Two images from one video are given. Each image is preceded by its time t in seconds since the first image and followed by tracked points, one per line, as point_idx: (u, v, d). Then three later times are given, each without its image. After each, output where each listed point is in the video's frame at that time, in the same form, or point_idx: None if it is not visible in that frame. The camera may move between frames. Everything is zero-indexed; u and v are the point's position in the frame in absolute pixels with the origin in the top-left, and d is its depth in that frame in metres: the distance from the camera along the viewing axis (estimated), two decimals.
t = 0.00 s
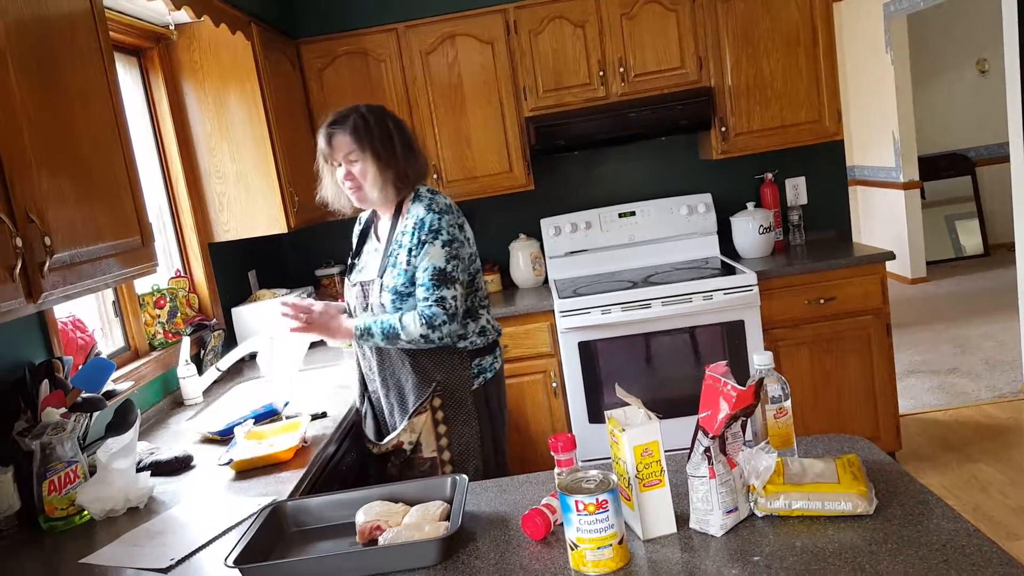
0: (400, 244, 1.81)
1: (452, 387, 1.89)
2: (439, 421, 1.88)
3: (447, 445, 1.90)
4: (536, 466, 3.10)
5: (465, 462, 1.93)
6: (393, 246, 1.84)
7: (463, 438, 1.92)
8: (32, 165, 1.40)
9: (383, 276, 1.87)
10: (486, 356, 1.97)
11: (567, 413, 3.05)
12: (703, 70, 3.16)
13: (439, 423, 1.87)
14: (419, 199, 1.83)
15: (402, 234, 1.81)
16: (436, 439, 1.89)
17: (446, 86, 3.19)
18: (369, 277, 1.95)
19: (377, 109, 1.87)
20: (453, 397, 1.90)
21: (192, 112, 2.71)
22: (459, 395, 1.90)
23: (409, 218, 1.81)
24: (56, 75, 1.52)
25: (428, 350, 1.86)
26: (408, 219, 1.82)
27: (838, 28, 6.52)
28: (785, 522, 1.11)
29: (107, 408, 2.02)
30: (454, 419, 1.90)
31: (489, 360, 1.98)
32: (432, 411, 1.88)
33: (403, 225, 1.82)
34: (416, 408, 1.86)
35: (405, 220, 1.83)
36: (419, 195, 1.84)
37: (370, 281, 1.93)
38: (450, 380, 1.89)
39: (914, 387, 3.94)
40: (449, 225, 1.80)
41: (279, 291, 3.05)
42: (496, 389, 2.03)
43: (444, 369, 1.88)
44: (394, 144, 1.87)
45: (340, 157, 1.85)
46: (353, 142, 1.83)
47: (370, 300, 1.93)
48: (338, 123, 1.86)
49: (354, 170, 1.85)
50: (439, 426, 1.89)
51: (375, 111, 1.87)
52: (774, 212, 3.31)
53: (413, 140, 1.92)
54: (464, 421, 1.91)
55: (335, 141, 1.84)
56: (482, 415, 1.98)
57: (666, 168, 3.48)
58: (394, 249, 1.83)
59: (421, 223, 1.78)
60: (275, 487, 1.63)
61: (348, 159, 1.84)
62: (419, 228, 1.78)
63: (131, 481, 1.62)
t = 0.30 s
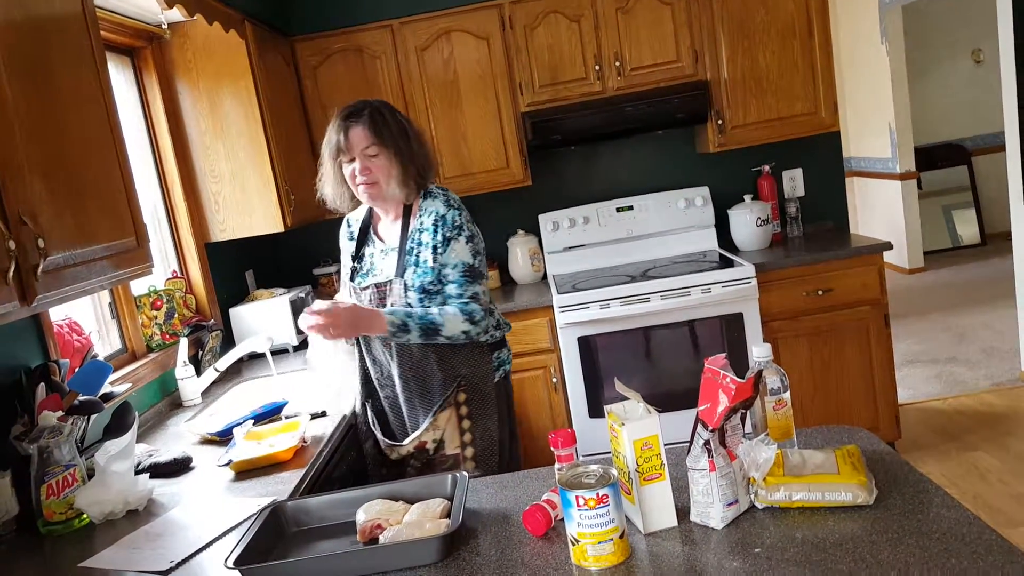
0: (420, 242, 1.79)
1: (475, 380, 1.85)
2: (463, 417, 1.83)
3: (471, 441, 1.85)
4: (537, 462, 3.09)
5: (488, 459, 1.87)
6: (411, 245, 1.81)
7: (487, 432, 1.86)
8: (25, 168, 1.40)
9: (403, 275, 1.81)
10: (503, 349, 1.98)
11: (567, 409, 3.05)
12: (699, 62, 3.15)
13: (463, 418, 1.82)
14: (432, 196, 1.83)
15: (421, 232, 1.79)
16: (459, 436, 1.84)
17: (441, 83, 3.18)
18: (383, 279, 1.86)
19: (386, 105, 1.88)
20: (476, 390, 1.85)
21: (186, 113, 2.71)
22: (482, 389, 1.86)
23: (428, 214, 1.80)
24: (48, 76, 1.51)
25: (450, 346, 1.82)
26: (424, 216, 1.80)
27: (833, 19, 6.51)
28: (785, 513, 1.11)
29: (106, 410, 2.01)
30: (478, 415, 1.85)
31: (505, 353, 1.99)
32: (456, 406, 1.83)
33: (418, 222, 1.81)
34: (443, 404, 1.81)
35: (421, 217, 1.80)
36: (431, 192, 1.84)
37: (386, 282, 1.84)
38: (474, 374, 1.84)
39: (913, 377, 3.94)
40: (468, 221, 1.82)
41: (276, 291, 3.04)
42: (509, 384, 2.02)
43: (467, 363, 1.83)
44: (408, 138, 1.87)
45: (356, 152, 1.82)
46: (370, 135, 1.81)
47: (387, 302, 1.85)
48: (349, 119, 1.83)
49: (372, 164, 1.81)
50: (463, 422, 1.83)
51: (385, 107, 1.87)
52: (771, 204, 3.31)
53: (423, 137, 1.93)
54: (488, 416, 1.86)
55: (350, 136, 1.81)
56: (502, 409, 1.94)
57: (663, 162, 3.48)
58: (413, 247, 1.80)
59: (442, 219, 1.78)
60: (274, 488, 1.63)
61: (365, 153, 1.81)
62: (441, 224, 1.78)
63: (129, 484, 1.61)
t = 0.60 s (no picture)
0: (457, 241, 1.68)
1: (504, 386, 1.77)
2: (491, 423, 1.77)
3: (500, 447, 1.79)
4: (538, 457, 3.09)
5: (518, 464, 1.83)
6: (446, 243, 1.69)
7: (516, 438, 1.81)
8: (37, 150, 1.39)
9: (438, 275, 1.71)
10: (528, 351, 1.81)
11: (569, 404, 3.05)
12: (707, 60, 3.14)
13: (492, 424, 1.76)
14: (468, 192, 1.71)
15: (457, 230, 1.68)
16: (487, 443, 1.78)
17: (450, 75, 3.17)
18: (412, 277, 1.73)
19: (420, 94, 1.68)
20: (505, 395, 1.78)
21: (195, 100, 2.70)
22: (512, 394, 1.79)
23: (466, 211, 1.69)
24: (60, 59, 1.51)
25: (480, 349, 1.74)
26: (460, 212, 1.69)
27: (842, 20, 6.49)
28: (790, 515, 1.11)
29: (111, 393, 2.02)
30: (507, 420, 1.79)
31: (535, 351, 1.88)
32: (484, 412, 1.77)
33: (453, 219, 1.69)
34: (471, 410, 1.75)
35: (456, 213, 1.69)
36: (466, 187, 1.72)
37: (417, 282, 1.72)
38: (503, 378, 1.77)
39: (917, 381, 3.94)
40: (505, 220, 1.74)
41: (281, 280, 3.04)
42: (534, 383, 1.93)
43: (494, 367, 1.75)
44: (446, 131, 1.68)
45: (391, 150, 1.63)
46: (408, 133, 1.63)
47: (417, 303, 1.73)
48: (383, 113, 1.64)
49: (408, 164, 1.64)
50: (491, 428, 1.78)
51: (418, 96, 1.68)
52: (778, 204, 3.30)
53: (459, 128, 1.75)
54: (518, 421, 1.80)
55: (385, 133, 1.63)
56: (529, 413, 1.87)
57: (669, 159, 3.47)
58: (449, 246, 1.69)
59: (482, 218, 1.69)
60: (277, 475, 1.63)
61: (401, 152, 1.63)
62: (481, 223, 1.69)
63: (132, 468, 1.61)
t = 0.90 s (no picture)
0: (517, 249, 1.60)
1: (548, 405, 1.69)
2: (533, 443, 1.69)
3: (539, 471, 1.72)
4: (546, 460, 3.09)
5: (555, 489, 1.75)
6: (504, 251, 1.61)
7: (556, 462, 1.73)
8: (56, 145, 1.41)
9: (492, 284, 1.62)
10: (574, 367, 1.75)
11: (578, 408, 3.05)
12: (723, 66, 3.14)
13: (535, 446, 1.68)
14: (529, 197, 1.63)
15: (517, 237, 1.60)
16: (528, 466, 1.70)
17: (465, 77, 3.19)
18: (462, 284, 1.63)
19: (483, 90, 1.57)
20: (550, 414, 1.69)
21: (210, 99, 2.72)
22: (556, 415, 1.71)
23: (525, 218, 1.61)
24: (81, 55, 1.52)
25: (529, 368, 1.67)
26: (521, 218, 1.61)
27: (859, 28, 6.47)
28: (803, 522, 1.11)
29: (125, 389, 2.03)
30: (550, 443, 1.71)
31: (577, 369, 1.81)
32: (527, 431, 1.68)
33: (512, 225, 1.60)
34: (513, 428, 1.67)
35: (515, 219, 1.60)
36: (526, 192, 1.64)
37: (468, 290, 1.62)
38: (548, 400, 1.69)
39: (929, 391, 3.92)
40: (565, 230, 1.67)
41: (294, 279, 3.05)
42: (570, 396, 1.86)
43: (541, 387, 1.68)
44: (511, 134, 1.58)
45: (453, 153, 1.53)
46: (474, 137, 1.52)
47: (466, 313, 1.63)
48: (446, 111, 1.53)
49: (470, 170, 1.54)
50: (534, 450, 1.69)
51: (482, 93, 1.57)
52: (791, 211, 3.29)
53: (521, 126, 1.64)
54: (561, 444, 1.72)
55: (448, 135, 1.52)
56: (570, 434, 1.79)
57: (683, 165, 3.47)
58: (506, 254, 1.61)
59: (543, 226, 1.61)
60: (289, 473, 1.64)
61: (464, 157, 1.53)
62: (542, 232, 1.61)
63: (145, 463, 1.63)
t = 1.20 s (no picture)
0: (553, 249, 1.61)
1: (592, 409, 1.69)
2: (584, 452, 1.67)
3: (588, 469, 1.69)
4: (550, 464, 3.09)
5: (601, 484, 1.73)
6: (541, 252, 1.61)
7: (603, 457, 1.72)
8: (68, 145, 1.42)
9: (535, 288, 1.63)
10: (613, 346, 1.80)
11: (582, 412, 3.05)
12: (730, 71, 3.14)
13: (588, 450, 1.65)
14: (554, 192, 1.61)
15: (552, 237, 1.60)
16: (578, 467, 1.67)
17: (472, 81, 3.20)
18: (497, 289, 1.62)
19: (506, 88, 1.52)
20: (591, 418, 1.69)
21: (220, 100, 2.73)
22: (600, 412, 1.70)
23: (554, 214, 1.59)
24: (94, 55, 1.53)
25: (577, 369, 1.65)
26: (552, 217, 1.59)
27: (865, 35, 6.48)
28: (808, 527, 1.11)
29: (131, 389, 2.03)
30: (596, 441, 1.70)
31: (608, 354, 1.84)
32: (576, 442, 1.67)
33: (545, 223, 1.59)
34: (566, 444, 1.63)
35: (544, 217, 1.59)
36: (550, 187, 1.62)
37: (507, 297, 1.62)
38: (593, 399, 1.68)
39: (933, 399, 3.91)
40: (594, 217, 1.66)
41: (300, 280, 3.06)
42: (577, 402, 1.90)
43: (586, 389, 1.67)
44: (535, 135, 1.53)
45: (474, 155, 1.48)
46: (495, 139, 1.48)
47: (504, 318, 1.61)
48: (467, 112, 1.48)
49: (491, 172, 1.49)
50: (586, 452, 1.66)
51: (504, 90, 1.51)
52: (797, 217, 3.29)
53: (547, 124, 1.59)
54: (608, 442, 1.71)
55: (469, 136, 1.47)
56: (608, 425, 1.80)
57: (689, 170, 3.47)
58: (543, 254, 1.61)
59: (577, 220, 1.60)
60: (294, 474, 1.64)
61: (485, 159, 1.48)
62: (575, 227, 1.60)
63: (151, 462, 1.63)
